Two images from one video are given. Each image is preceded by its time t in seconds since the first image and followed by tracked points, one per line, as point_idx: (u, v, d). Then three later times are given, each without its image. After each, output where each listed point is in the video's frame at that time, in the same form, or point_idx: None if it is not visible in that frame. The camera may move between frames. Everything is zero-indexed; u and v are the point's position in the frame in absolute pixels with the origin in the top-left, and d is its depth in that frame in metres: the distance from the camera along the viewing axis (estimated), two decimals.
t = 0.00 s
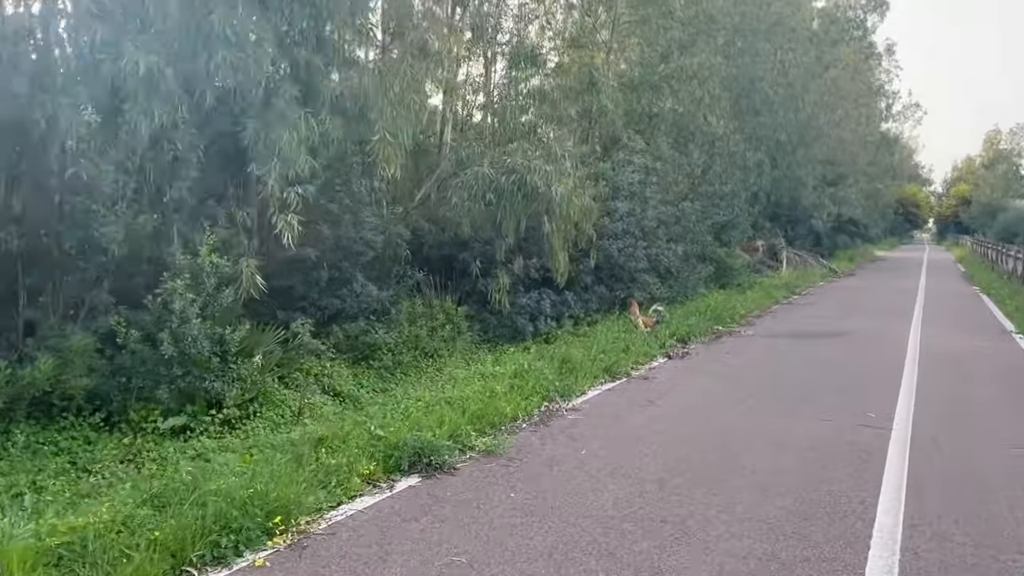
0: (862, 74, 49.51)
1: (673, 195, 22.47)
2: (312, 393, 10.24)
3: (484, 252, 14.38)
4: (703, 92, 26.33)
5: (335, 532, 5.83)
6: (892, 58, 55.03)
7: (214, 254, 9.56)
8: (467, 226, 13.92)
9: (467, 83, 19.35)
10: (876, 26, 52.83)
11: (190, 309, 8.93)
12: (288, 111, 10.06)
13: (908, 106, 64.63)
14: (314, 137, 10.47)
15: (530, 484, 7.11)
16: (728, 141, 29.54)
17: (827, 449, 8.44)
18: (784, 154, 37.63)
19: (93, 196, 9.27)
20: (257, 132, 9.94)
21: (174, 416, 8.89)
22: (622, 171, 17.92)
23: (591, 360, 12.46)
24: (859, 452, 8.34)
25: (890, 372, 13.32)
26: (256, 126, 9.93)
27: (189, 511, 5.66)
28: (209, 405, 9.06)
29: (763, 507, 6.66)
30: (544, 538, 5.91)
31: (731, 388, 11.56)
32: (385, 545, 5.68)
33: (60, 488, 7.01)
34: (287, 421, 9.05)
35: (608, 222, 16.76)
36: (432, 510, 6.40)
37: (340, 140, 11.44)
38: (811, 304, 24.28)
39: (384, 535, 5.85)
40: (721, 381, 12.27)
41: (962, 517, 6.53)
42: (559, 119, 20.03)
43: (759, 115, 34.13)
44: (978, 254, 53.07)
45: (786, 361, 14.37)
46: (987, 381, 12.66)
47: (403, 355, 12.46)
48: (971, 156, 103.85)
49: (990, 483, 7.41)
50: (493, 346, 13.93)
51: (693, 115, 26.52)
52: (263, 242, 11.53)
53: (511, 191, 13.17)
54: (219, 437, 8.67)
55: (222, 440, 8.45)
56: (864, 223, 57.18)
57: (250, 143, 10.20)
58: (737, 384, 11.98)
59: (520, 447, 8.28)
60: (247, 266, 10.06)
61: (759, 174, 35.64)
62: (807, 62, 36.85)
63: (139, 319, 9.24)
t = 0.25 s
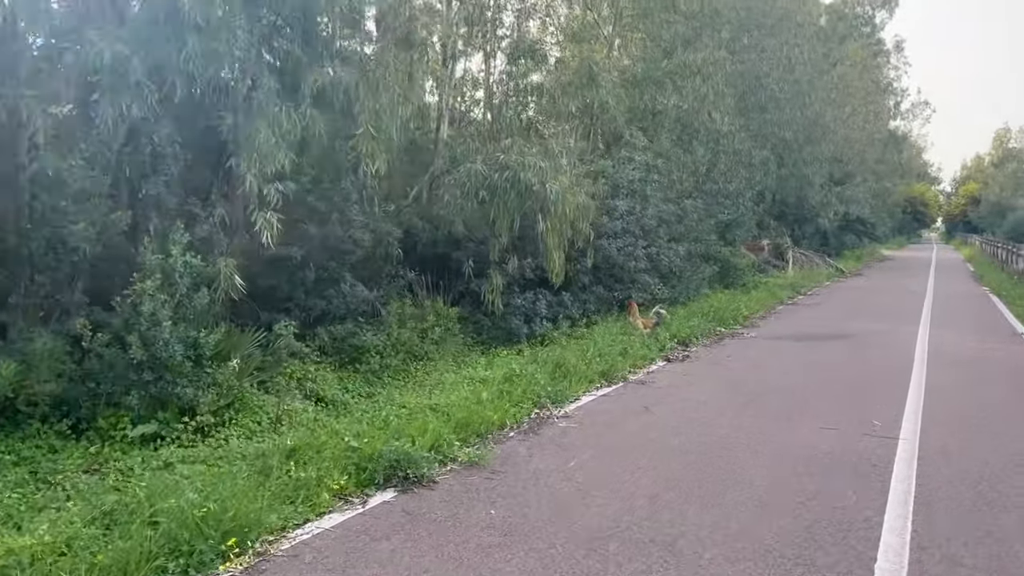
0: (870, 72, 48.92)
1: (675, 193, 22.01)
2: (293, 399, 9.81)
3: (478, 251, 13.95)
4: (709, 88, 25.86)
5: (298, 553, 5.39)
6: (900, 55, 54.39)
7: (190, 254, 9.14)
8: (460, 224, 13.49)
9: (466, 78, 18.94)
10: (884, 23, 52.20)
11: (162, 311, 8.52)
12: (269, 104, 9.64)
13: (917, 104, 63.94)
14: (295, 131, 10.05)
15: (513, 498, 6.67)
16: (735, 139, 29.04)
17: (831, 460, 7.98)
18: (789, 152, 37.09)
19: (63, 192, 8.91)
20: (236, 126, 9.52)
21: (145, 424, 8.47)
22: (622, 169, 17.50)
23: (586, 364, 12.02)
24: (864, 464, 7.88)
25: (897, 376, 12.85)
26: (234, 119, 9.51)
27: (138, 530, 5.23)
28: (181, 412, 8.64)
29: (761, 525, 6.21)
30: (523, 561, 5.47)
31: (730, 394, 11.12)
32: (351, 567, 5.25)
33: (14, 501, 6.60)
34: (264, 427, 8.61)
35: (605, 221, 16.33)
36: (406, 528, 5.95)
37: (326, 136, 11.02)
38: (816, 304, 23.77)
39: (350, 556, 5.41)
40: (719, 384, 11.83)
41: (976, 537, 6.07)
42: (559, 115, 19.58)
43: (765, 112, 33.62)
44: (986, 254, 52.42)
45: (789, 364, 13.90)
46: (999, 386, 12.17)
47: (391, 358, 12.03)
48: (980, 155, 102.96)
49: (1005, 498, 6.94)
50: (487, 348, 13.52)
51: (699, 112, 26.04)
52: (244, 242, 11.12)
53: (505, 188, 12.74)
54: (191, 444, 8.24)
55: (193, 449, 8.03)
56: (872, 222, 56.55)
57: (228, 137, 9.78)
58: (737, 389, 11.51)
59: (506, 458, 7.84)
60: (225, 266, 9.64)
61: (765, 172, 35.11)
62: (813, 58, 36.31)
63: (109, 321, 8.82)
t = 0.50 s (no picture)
0: (874, 69, 48.45)
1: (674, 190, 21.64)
2: (272, 400, 9.46)
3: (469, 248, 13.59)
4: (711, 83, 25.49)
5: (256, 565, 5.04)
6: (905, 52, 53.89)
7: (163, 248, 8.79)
8: (450, 220, 13.14)
9: (462, 72, 18.60)
10: (888, 20, 51.72)
11: (132, 307, 8.18)
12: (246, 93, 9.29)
13: (921, 102, 63.43)
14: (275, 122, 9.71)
15: (492, 506, 6.31)
16: (737, 136, 28.66)
17: (829, 465, 7.61)
18: (792, 149, 36.68)
19: (31, 183, 8.59)
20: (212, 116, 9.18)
21: (113, 426, 8.12)
22: (619, 165, 17.14)
23: (579, 364, 11.64)
24: (864, 469, 7.51)
25: (900, 376, 12.46)
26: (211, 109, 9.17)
27: (83, 542, 4.88)
28: (152, 413, 8.28)
29: (754, 535, 5.84)
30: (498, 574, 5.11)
31: (727, 394, 10.76)
32: None
33: None
34: (238, 430, 8.26)
35: (601, 217, 15.97)
36: (376, 538, 5.59)
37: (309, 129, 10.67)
38: (819, 303, 23.38)
39: (312, 569, 5.05)
40: (715, 385, 11.46)
41: (984, 548, 5.69)
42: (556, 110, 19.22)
43: (767, 109, 33.22)
44: (992, 253, 51.92)
45: (789, 364, 13.52)
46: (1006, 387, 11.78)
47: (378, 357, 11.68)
48: (985, 154, 102.33)
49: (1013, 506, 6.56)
50: (478, 347, 13.16)
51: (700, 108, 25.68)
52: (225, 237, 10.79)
53: (496, 182, 12.37)
54: (160, 447, 7.89)
55: (162, 452, 7.68)
56: (876, 221, 56.09)
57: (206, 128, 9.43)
58: (733, 390, 11.15)
59: (488, 462, 7.48)
60: (201, 262, 9.29)
61: (767, 170, 34.70)
62: (816, 54, 35.89)
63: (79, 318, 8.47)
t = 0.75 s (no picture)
0: (879, 69, 47.95)
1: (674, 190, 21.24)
2: (247, 409, 9.08)
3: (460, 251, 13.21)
4: (712, 82, 25.05)
5: None
6: (910, 52, 53.39)
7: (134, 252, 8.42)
8: (440, 223, 12.76)
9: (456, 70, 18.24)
10: (894, 19, 51.22)
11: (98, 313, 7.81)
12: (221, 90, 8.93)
13: (927, 102, 62.90)
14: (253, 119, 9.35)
15: (468, 530, 5.91)
16: (740, 136, 28.20)
17: (829, 482, 7.21)
18: (796, 149, 36.23)
19: None
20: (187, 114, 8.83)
21: (76, 438, 7.75)
22: (616, 165, 16.74)
23: (570, 371, 11.24)
24: (865, 487, 7.11)
25: (904, 384, 12.05)
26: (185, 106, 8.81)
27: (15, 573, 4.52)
28: (118, 424, 7.92)
29: (745, 562, 5.44)
30: None
31: (723, 403, 10.36)
32: None
33: None
34: (208, 443, 7.87)
35: (597, 219, 15.57)
36: (338, 565, 5.21)
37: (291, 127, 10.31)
38: (822, 306, 22.94)
39: None
40: (711, 393, 11.06)
41: None
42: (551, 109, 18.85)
43: (770, 109, 32.79)
44: (998, 254, 51.39)
45: (790, 370, 13.11)
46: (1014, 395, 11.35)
47: (363, 363, 11.30)
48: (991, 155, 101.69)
49: None
50: (468, 354, 12.77)
51: (701, 108, 25.26)
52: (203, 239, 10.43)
53: (486, 182, 11.98)
54: (125, 461, 7.51)
55: (125, 466, 7.31)
56: (881, 222, 55.57)
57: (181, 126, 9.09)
58: (731, 399, 10.74)
59: (468, 478, 7.09)
60: (176, 266, 8.93)
61: (770, 170, 34.25)
62: (820, 53, 35.44)
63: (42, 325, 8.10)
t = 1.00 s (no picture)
0: (885, 67, 47.47)
1: (676, 189, 20.84)
2: (225, 416, 8.69)
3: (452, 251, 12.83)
4: (714, 80, 24.66)
5: None
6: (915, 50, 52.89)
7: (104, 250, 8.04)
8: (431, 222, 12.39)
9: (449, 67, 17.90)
10: (899, 17, 50.73)
11: (64, 315, 7.44)
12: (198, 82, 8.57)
13: (932, 102, 62.37)
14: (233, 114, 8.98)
15: (445, 547, 5.52)
16: (743, 134, 27.79)
17: (832, 495, 6.81)
18: (800, 149, 35.80)
19: None
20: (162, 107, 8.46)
21: (41, 445, 7.37)
22: (615, 163, 16.36)
23: (564, 375, 10.85)
24: (871, 500, 6.71)
25: (911, 389, 11.64)
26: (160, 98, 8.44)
27: None
28: (86, 431, 7.54)
29: None
30: None
31: (723, 410, 9.97)
32: None
33: None
34: (180, 451, 7.49)
35: (596, 217, 15.19)
36: None
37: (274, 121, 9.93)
38: (827, 308, 22.51)
39: None
40: (710, 399, 10.67)
41: None
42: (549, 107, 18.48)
43: (774, 107, 32.37)
44: (1005, 254, 50.83)
45: (793, 375, 12.70)
46: None
47: (350, 367, 10.92)
48: (998, 155, 100.99)
49: None
50: (460, 356, 12.40)
51: (703, 106, 24.87)
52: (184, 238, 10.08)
53: (478, 179, 11.59)
54: (91, 471, 7.13)
55: (89, 476, 6.93)
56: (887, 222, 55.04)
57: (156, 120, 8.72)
58: (731, 404, 10.34)
59: (450, 490, 6.70)
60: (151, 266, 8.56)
61: (774, 170, 33.83)
62: (824, 51, 35.01)
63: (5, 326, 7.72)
